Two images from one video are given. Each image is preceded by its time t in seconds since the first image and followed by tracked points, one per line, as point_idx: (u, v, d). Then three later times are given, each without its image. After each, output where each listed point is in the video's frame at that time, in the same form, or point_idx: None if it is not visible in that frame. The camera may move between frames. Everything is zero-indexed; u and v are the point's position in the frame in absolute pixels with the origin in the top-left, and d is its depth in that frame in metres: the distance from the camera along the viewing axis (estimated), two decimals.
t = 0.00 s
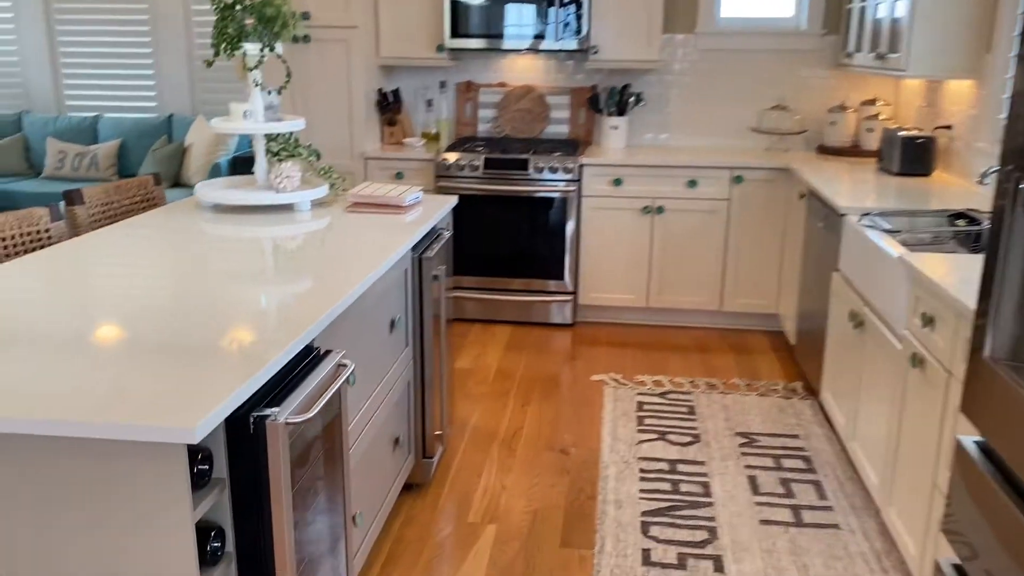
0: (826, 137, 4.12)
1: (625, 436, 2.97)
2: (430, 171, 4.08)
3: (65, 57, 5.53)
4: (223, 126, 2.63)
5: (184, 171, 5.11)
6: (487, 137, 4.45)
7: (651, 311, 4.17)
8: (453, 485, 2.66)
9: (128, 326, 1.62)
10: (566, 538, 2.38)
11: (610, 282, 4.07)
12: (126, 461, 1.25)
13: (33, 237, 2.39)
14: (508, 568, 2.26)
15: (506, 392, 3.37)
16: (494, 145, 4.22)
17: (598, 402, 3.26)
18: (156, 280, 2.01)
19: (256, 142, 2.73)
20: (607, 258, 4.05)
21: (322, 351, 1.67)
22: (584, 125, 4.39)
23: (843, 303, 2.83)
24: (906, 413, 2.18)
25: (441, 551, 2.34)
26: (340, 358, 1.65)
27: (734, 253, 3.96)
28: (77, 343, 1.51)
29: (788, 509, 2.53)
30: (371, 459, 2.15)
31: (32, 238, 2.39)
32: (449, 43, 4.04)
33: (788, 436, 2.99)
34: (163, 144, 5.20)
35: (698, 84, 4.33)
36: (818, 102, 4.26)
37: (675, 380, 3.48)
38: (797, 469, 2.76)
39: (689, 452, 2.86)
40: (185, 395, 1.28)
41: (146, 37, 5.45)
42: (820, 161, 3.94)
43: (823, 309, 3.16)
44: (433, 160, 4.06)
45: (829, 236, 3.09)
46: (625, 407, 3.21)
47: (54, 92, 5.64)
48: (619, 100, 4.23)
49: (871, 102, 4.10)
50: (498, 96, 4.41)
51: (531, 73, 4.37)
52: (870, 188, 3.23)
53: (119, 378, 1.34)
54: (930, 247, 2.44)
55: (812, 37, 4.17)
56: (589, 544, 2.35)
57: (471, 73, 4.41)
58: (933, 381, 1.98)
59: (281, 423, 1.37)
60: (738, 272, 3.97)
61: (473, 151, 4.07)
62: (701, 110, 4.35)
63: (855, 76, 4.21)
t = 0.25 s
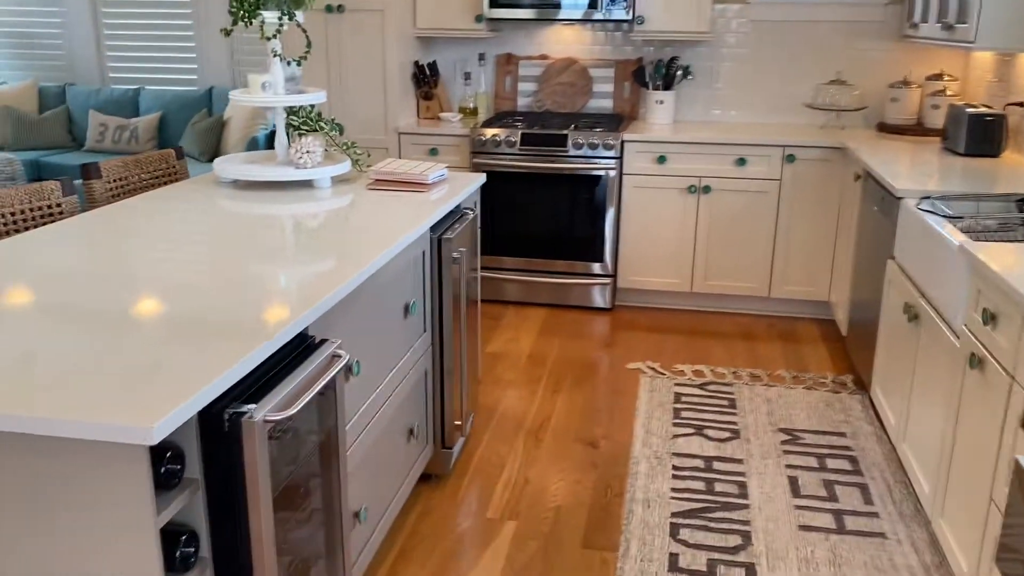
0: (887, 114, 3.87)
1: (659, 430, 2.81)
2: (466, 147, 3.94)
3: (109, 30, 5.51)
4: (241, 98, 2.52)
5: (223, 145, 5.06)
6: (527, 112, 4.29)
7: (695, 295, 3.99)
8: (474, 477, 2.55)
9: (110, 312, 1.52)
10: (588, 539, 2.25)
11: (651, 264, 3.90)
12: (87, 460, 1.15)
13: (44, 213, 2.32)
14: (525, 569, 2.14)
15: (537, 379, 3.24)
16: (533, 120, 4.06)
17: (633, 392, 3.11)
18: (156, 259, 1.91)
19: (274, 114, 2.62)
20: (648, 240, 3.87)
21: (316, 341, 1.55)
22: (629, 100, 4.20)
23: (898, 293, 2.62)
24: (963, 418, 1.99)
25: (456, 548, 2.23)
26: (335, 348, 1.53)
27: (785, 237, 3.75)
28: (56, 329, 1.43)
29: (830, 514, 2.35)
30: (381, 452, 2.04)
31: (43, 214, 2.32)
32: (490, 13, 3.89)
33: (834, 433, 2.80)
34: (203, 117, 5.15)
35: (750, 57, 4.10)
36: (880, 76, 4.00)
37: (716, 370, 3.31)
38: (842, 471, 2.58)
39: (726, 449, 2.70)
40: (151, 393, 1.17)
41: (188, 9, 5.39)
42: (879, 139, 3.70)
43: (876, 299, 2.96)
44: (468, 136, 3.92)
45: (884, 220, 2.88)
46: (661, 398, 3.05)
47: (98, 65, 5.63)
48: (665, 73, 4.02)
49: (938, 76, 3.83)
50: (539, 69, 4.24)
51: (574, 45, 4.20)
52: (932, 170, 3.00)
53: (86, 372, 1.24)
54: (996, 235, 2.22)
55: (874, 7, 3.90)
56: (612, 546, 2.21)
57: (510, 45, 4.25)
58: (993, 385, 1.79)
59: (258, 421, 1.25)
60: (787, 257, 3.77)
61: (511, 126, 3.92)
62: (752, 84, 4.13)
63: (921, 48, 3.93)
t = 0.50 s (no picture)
0: (929, 97, 3.67)
1: (678, 430, 2.68)
2: (486, 131, 3.82)
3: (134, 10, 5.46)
4: (244, 82, 2.42)
5: (245, 128, 5.00)
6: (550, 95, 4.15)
7: (723, 286, 3.84)
8: (482, 478, 2.45)
9: (78, 310, 1.43)
10: (597, 548, 2.14)
11: (677, 253, 3.76)
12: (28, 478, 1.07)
13: (38, 200, 2.25)
14: None
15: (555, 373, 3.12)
16: (556, 102, 3.92)
17: (654, 389, 2.98)
18: (141, 251, 1.82)
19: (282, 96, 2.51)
20: (674, 228, 3.73)
21: (295, 344, 1.45)
22: (657, 82, 4.04)
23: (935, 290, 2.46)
24: (1002, 430, 1.84)
25: (458, 555, 2.13)
26: (313, 353, 1.43)
27: (818, 226, 3.58)
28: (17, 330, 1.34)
29: (856, 525, 2.22)
30: (378, 456, 1.94)
31: (38, 202, 2.25)
32: None
33: (864, 437, 2.65)
34: (225, 100, 5.09)
35: (785, 37, 3.91)
36: (924, 57, 3.79)
37: (742, 367, 3.16)
38: (872, 478, 2.43)
39: (749, 452, 2.56)
40: (96, 407, 1.08)
41: None
42: (920, 124, 3.51)
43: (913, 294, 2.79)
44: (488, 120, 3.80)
45: (923, 211, 2.70)
46: (682, 396, 2.92)
47: (123, 46, 5.60)
48: (694, 54, 3.84)
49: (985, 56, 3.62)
50: (563, 49, 4.10)
51: (600, 24, 4.05)
52: (976, 158, 2.81)
53: (36, 382, 1.16)
54: None
55: None
56: (623, 557, 2.10)
57: (534, 24, 4.11)
58: None
59: (217, 437, 1.15)
60: (820, 247, 3.60)
61: (533, 109, 3.78)
62: (787, 65, 3.94)
63: (968, 27, 3.72)
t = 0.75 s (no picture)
0: (962, 81, 3.49)
1: (690, 433, 2.56)
2: (496, 117, 3.70)
3: None
4: (235, 67, 2.31)
5: (256, 113, 4.91)
6: (564, 78, 4.01)
7: (742, 278, 3.70)
8: (482, 482, 2.34)
9: (30, 312, 1.34)
10: (599, 560, 2.03)
11: (694, 244, 3.62)
12: None
13: (20, 190, 2.16)
14: None
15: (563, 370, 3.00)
16: (570, 87, 3.79)
17: (666, 388, 2.85)
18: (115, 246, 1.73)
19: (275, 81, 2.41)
20: (692, 218, 3.59)
21: (262, 352, 1.35)
22: (676, 66, 3.89)
23: (964, 289, 2.31)
24: None
25: (452, 565, 2.03)
26: (281, 362, 1.33)
27: (842, 217, 3.42)
28: None
29: (876, 539, 2.08)
30: (365, 463, 1.84)
31: (20, 192, 2.16)
32: None
33: (886, 442, 2.51)
34: (236, 84, 5.00)
35: (811, 19, 3.74)
36: (957, 39, 3.61)
37: (760, 365, 3.03)
38: (893, 487, 2.29)
39: (763, 457, 2.44)
40: (20, 431, 0.98)
41: None
42: (953, 110, 3.33)
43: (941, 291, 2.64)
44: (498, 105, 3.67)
45: (953, 203, 2.55)
46: (695, 396, 2.79)
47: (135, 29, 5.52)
48: (715, 37, 3.69)
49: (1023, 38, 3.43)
50: (579, 32, 3.96)
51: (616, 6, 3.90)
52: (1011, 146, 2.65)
53: None
54: None
55: None
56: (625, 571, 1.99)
57: (548, 6, 3.97)
58: None
59: (160, 461, 1.05)
60: (844, 238, 3.44)
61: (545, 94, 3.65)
62: (812, 48, 3.77)
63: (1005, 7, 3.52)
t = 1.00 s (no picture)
0: (998, 69, 3.28)
1: (700, 447, 2.40)
2: (502, 108, 3.54)
3: None
4: (215, 55, 2.17)
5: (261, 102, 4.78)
6: (576, 66, 3.84)
7: (760, 277, 3.52)
8: (476, 499, 2.20)
9: None
10: None
11: (710, 241, 3.45)
12: None
13: None
14: None
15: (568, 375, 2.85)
16: (581, 75, 3.62)
17: (677, 396, 2.69)
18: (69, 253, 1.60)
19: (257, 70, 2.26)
20: (708, 213, 3.41)
21: (207, 377, 1.20)
22: (693, 53, 3.70)
23: (1000, 296, 2.12)
24: None
25: None
26: (227, 389, 1.19)
27: (868, 213, 3.23)
28: None
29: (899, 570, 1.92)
30: (342, 486, 1.70)
31: None
32: None
33: (912, 459, 2.34)
34: (241, 72, 4.87)
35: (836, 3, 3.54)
36: (992, 24, 3.39)
37: (778, 371, 2.86)
38: (918, 510, 2.12)
39: (778, 474, 2.27)
40: None
41: None
42: (987, 100, 3.13)
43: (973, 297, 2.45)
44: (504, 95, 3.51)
45: (987, 203, 2.36)
46: (708, 406, 2.63)
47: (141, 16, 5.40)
48: (734, 23, 3.49)
49: None
50: (591, 18, 3.78)
51: None
52: None
53: None
54: None
55: None
56: None
57: None
58: None
59: (65, 516, 0.91)
60: (869, 236, 3.25)
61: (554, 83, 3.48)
62: (837, 34, 3.57)
63: None
